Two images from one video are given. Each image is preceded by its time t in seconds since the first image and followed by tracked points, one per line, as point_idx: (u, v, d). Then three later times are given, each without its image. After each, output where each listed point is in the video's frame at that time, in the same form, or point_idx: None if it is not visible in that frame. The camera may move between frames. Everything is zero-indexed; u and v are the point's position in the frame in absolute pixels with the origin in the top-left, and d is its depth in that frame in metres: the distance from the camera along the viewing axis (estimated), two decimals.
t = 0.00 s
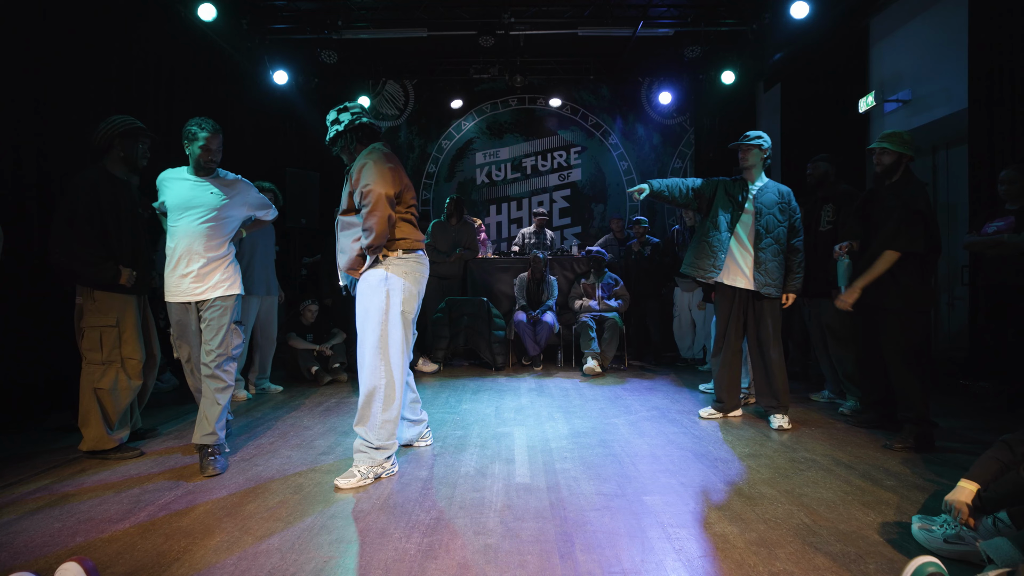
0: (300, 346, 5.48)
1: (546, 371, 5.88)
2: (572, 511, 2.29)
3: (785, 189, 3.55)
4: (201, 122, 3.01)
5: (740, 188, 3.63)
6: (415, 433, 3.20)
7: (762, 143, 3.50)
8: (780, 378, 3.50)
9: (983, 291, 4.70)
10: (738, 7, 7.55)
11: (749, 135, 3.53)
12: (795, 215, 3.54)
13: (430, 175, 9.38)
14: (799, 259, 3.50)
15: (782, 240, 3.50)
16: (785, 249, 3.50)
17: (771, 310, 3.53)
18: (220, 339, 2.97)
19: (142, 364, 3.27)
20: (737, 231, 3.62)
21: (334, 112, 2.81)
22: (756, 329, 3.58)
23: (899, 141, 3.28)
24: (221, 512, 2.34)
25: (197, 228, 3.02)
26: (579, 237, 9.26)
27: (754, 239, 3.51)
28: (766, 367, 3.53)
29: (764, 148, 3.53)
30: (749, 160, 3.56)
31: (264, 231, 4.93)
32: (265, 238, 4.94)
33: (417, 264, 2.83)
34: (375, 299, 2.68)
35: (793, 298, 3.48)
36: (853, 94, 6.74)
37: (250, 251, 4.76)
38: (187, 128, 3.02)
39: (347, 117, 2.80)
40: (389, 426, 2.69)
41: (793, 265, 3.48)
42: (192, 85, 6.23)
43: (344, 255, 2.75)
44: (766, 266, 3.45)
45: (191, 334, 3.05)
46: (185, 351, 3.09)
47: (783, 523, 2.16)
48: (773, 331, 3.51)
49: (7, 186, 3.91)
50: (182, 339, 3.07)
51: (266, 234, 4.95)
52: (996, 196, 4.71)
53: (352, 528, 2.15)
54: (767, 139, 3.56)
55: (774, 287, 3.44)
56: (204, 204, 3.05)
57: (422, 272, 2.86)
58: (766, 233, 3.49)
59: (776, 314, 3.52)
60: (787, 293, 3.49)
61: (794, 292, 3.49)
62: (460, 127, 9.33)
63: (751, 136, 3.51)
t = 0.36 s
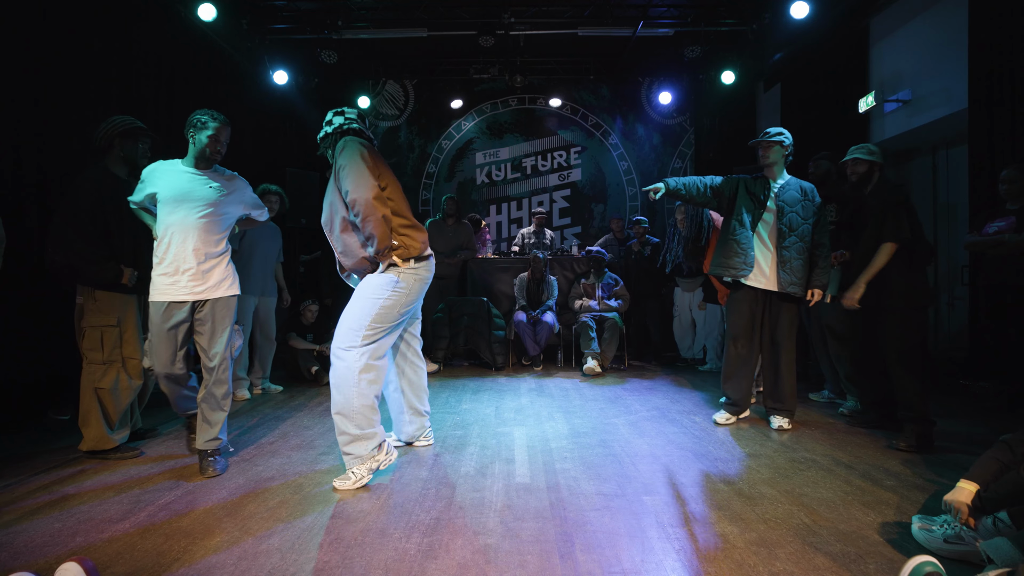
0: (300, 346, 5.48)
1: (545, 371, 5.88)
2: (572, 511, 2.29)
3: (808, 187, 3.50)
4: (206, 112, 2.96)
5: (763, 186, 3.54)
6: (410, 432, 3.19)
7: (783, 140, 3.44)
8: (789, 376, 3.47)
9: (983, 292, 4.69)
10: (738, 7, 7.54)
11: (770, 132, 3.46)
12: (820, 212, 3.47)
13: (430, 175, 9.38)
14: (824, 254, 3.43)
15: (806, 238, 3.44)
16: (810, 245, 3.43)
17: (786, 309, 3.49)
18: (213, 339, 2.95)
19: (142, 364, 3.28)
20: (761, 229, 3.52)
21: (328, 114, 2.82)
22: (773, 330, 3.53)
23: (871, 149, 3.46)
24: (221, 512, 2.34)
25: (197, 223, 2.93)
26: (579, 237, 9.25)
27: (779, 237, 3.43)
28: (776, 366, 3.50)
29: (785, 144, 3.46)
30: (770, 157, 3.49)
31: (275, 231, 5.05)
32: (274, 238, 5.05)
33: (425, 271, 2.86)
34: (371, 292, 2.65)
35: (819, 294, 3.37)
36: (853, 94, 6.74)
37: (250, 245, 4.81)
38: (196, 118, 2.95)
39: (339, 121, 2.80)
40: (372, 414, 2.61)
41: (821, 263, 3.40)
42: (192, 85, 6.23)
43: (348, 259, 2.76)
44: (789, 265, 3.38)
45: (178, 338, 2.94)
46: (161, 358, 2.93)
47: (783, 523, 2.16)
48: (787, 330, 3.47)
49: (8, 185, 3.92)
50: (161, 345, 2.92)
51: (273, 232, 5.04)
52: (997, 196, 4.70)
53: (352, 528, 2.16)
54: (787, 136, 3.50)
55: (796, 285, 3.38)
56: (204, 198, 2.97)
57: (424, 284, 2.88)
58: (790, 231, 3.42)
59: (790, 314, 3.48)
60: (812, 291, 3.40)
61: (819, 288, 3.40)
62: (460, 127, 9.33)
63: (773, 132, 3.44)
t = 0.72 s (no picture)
0: (300, 346, 5.48)
1: (546, 371, 5.88)
2: (572, 511, 2.29)
3: (812, 186, 3.42)
4: (190, 104, 2.86)
5: (767, 185, 3.42)
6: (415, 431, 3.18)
7: (786, 138, 3.36)
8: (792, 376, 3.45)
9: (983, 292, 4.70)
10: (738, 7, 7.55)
11: (773, 129, 3.39)
12: (824, 213, 3.42)
13: (430, 175, 9.38)
14: (829, 256, 3.38)
15: (810, 239, 3.38)
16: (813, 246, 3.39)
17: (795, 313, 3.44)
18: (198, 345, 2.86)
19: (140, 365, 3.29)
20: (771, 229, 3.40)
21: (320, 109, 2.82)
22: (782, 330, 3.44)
23: (879, 144, 3.42)
24: (222, 511, 2.34)
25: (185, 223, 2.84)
26: (579, 237, 9.25)
27: (786, 238, 3.35)
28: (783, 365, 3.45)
29: (788, 141, 3.38)
30: (773, 155, 3.41)
31: (276, 230, 5.01)
32: (273, 239, 5.03)
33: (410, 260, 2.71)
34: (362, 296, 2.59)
35: (823, 298, 3.36)
36: (853, 94, 6.74)
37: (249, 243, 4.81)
38: (183, 110, 2.83)
39: (328, 115, 2.80)
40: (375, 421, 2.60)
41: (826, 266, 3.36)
42: (193, 85, 6.23)
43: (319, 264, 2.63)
44: (794, 267, 3.32)
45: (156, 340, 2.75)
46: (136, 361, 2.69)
47: (783, 523, 2.16)
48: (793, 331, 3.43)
49: (8, 186, 3.92)
50: (140, 348, 2.70)
51: (272, 232, 5.02)
52: (997, 196, 4.70)
53: (352, 528, 2.15)
54: (790, 133, 3.42)
55: (802, 288, 3.34)
56: (192, 197, 2.89)
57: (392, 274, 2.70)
58: (794, 232, 3.36)
59: (795, 316, 3.45)
60: (817, 294, 3.38)
61: (824, 292, 3.36)
62: (460, 127, 9.34)
63: (775, 130, 3.37)
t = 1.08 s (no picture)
0: (300, 346, 5.48)
1: (546, 371, 5.88)
2: (572, 511, 2.29)
3: (804, 181, 3.40)
4: (163, 103, 2.84)
5: (759, 180, 3.35)
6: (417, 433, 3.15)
7: (777, 131, 3.31)
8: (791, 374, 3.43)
9: (983, 291, 4.69)
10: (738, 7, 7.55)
11: (762, 123, 3.33)
12: (818, 210, 3.40)
13: (430, 175, 9.38)
14: (826, 256, 3.35)
15: (806, 236, 3.35)
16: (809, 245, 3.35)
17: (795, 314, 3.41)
18: (174, 343, 2.92)
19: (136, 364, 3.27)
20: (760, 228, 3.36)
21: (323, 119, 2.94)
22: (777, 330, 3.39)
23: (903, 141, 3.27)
24: (221, 511, 2.34)
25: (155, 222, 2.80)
26: (579, 237, 9.25)
27: (780, 235, 3.30)
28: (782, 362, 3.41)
29: (779, 135, 3.33)
30: (763, 150, 3.36)
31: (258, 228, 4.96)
32: (258, 237, 4.97)
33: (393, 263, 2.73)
34: (347, 285, 2.62)
35: (821, 298, 3.35)
36: (853, 94, 6.73)
37: (235, 244, 4.79)
38: (157, 109, 2.79)
39: (330, 124, 2.91)
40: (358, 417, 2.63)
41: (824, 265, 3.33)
42: (193, 85, 6.23)
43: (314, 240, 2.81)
44: (791, 266, 3.26)
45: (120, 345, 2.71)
46: (108, 365, 2.66)
47: (783, 523, 2.16)
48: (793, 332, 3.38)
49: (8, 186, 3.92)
50: (108, 350, 2.67)
51: (257, 231, 4.96)
52: (997, 197, 4.70)
53: (352, 528, 2.16)
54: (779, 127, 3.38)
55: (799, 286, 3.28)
56: (164, 200, 2.86)
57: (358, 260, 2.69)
58: (790, 228, 3.31)
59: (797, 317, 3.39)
60: (814, 295, 3.35)
61: (822, 292, 3.33)
62: (460, 127, 9.34)
63: (764, 124, 3.32)
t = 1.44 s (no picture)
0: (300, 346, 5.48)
1: (546, 371, 5.88)
2: (572, 511, 2.30)
3: (807, 175, 3.29)
4: (155, 101, 2.87)
5: (758, 175, 3.29)
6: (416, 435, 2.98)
7: (776, 123, 3.24)
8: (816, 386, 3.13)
9: (983, 292, 4.70)
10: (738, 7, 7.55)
11: (762, 116, 3.26)
12: (820, 206, 3.29)
13: (430, 175, 9.38)
14: (826, 252, 3.24)
15: (806, 232, 3.25)
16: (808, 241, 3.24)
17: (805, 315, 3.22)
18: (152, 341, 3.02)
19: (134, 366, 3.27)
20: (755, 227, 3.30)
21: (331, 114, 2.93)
22: (782, 331, 3.23)
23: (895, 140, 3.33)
24: (221, 511, 2.34)
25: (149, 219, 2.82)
26: (579, 237, 9.25)
27: (779, 231, 3.20)
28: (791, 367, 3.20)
29: (778, 127, 3.25)
30: (762, 143, 3.29)
31: (249, 226, 4.94)
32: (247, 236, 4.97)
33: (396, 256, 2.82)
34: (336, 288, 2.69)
35: (822, 296, 3.21)
36: (853, 94, 6.74)
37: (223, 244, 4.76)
38: (150, 107, 2.82)
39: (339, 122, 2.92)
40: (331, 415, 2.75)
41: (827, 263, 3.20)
42: (192, 84, 6.23)
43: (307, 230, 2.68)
44: (788, 263, 3.15)
45: (122, 344, 2.72)
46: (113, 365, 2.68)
47: (783, 523, 2.16)
48: (803, 334, 3.18)
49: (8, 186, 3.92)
50: (111, 350, 2.67)
51: (245, 229, 4.95)
52: (996, 197, 4.71)
53: (352, 528, 2.16)
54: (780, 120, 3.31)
55: (800, 283, 3.16)
56: (157, 201, 2.89)
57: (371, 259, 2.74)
58: (790, 224, 3.21)
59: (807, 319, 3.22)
60: (814, 291, 3.22)
61: (822, 288, 3.21)
62: (460, 127, 9.34)
63: (763, 117, 3.25)
